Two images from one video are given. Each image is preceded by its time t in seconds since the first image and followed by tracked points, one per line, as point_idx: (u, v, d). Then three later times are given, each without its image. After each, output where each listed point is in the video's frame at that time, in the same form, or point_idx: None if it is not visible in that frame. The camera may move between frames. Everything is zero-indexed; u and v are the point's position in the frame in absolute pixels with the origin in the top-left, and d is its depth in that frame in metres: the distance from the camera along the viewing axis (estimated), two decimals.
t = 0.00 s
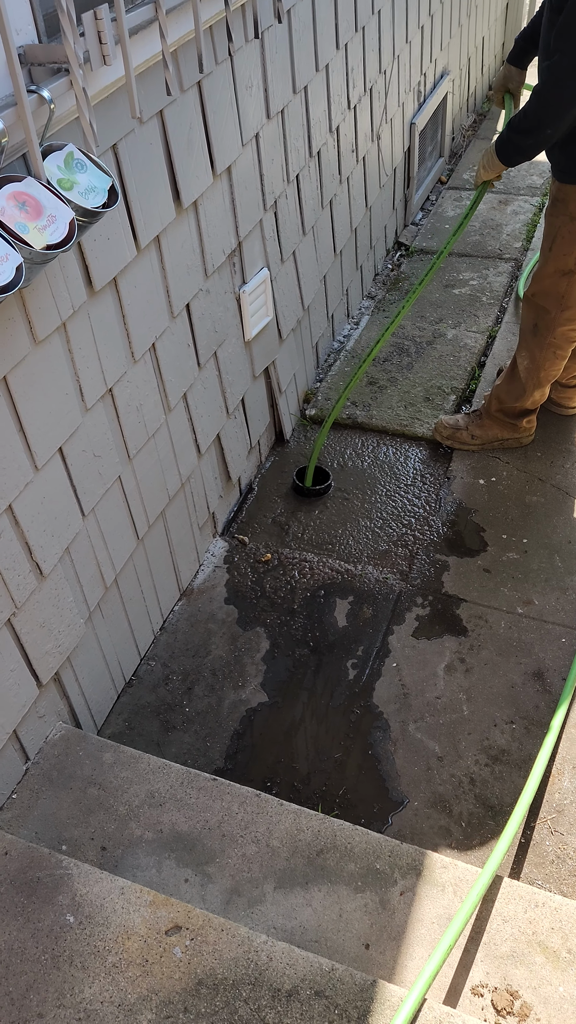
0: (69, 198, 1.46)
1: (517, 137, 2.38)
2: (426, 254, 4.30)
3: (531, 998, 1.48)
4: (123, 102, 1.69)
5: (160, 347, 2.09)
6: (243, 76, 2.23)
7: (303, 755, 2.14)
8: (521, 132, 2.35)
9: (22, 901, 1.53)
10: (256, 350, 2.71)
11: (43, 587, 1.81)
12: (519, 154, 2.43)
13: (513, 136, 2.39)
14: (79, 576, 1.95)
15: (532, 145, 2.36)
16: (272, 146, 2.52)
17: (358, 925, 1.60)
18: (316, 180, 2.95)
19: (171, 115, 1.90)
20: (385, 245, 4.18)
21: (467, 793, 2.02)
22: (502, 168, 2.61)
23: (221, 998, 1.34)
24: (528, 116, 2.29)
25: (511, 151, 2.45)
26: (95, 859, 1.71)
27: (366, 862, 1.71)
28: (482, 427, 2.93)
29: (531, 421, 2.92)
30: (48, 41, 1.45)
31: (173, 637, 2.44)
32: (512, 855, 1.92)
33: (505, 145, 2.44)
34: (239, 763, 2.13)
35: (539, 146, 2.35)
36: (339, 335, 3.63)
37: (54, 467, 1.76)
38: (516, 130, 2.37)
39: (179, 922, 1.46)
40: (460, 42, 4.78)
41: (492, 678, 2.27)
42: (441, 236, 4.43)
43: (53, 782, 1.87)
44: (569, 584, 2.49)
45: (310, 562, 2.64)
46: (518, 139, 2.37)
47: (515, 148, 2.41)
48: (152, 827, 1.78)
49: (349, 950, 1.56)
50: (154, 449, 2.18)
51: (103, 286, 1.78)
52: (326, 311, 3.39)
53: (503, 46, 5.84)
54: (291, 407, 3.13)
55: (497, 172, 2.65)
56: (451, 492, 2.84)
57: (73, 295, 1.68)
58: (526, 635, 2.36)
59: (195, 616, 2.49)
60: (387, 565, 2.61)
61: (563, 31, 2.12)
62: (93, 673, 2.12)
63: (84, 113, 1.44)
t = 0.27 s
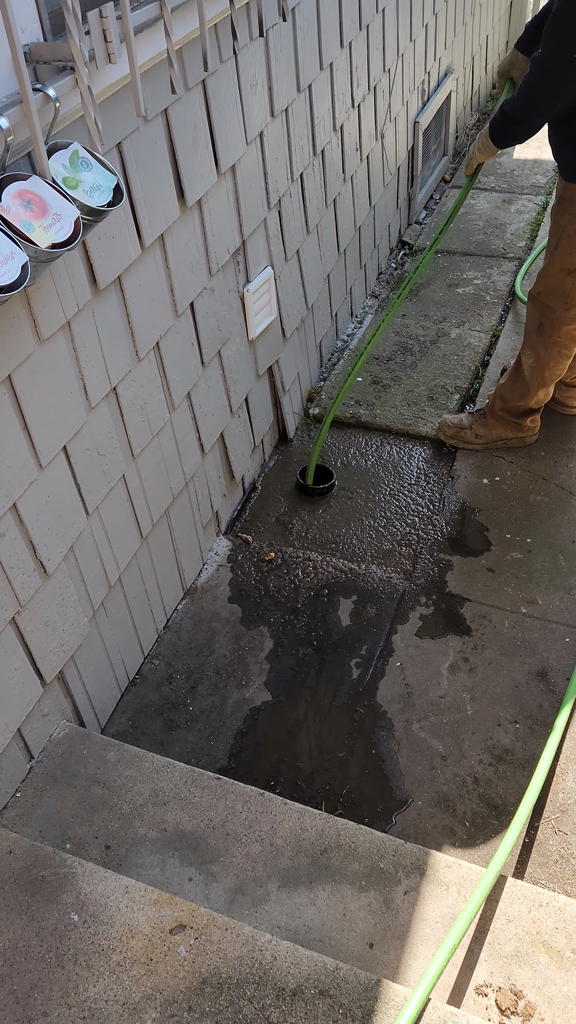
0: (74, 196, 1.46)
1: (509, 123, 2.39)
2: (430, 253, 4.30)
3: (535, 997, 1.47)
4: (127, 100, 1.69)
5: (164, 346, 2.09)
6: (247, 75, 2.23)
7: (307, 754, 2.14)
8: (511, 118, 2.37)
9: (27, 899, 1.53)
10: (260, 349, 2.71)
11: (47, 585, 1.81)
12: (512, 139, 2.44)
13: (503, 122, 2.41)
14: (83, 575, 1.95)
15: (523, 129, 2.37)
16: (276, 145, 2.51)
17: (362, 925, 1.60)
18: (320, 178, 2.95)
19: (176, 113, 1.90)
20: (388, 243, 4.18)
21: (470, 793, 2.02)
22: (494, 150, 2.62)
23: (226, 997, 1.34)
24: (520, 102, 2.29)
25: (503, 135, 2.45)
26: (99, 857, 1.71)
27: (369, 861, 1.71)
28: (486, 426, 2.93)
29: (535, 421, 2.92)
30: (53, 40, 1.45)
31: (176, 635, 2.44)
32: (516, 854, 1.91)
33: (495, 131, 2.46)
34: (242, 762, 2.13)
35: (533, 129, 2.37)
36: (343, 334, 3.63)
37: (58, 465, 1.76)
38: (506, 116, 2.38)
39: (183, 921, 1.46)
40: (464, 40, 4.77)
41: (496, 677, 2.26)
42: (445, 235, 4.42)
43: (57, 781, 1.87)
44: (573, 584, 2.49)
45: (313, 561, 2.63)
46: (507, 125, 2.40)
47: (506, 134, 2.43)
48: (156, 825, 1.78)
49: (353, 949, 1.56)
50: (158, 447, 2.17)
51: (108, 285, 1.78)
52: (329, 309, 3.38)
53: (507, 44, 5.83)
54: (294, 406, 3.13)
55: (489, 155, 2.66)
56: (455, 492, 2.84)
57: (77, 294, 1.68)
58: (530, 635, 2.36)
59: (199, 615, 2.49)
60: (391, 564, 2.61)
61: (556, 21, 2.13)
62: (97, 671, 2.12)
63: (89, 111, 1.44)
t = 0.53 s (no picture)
0: (75, 195, 1.45)
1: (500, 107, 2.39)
2: (431, 251, 4.29)
3: (536, 997, 1.47)
4: (128, 99, 1.69)
5: (165, 344, 2.09)
6: (248, 73, 2.22)
7: (308, 753, 2.14)
8: (503, 103, 2.37)
9: (28, 898, 1.53)
10: (260, 347, 2.70)
11: (48, 584, 1.81)
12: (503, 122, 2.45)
13: (496, 104, 2.41)
14: (84, 573, 1.94)
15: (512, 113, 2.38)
16: (277, 142, 2.51)
17: (363, 924, 1.60)
18: (321, 176, 2.94)
19: (176, 111, 1.90)
20: (389, 241, 4.17)
21: (471, 792, 2.02)
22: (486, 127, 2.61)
23: (227, 996, 1.34)
24: (511, 87, 2.30)
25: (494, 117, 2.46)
26: (100, 856, 1.71)
27: (370, 860, 1.71)
28: (487, 424, 2.92)
29: (536, 418, 2.91)
30: (54, 37, 1.45)
31: (177, 634, 2.44)
32: (517, 853, 1.91)
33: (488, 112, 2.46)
34: (243, 761, 2.13)
35: (523, 114, 2.37)
36: (343, 332, 3.63)
37: (59, 464, 1.75)
38: (499, 100, 2.38)
39: (184, 920, 1.46)
40: (465, 37, 4.76)
41: (497, 676, 2.26)
42: (446, 233, 4.42)
43: (58, 780, 1.87)
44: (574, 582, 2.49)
45: (314, 560, 2.63)
46: (499, 109, 2.40)
47: (498, 116, 2.43)
48: (157, 824, 1.78)
49: (354, 949, 1.57)
50: (159, 446, 2.17)
51: (108, 283, 1.78)
52: (330, 307, 3.38)
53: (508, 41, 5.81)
54: (295, 404, 3.12)
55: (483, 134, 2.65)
56: (456, 490, 2.83)
57: (78, 292, 1.68)
58: (531, 634, 2.36)
59: (200, 613, 2.49)
60: (392, 563, 2.60)
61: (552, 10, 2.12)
62: (98, 670, 2.12)
63: (90, 110, 1.44)
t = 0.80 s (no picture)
0: (70, 189, 1.44)
1: (512, 138, 2.36)
2: (426, 246, 4.28)
3: (535, 991, 1.48)
4: (124, 92, 1.67)
5: (161, 340, 2.08)
6: (244, 66, 2.21)
7: (306, 749, 2.13)
8: (516, 131, 2.34)
9: (26, 897, 1.53)
10: (257, 342, 2.69)
11: (45, 581, 1.80)
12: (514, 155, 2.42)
13: (506, 136, 2.38)
14: (81, 570, 1.94)
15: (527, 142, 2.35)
16: (273, 137, 2.50)
17: (362, 919, 1.60)
18: (317, 170, 2.93)
19: (172, 105, 1.88)
20: (385, 236, 4.16)
21: (470, 787, 2.02)
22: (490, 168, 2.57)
23: (227, 993, 1.34)
24: (522, 116, 2.28)
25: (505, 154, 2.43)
26: (98, 853, 1.71)
27: (369, 856, 1.71)
28: (484, 419, 2.92)
29: (533, 413, 2.91)
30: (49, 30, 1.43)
31: (175, 630, 2.43)
32: (515, 848, 1.91)
33: (496, 147, 2.43)
34: (241, 757, 2.13)
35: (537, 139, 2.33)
36: (340, 327, 3.62)
37: (56, 461, 1.74)
38: (509, 130, 2.36)
39: (183, 918, 1.46)
40: (461, 30, 4.74)
41: (495, 671, 2.26)
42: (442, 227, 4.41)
43: (56, 777, 1.86)
44: (571, 577, 2.49)
45: (312, 555, 2.63)
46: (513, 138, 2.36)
47: (510, 148, 2.40)
48: (155, 821, 1.78)
49: (353, 944, 1.57)
50: (155, 442, 2.16)
51: (104, 279, 1.77)
52: (327, 302, 3.37)
53: (503, 34, 5.79)
54: (291, 400, 3.12)
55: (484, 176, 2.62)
56: (453, 485, 2.83)
57: (74, 287, 1.67)
58: (528, 629, 2.36)
59: (197, 610, 2.48)
60: (389, 558, 2.60)
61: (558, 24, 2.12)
62: (95, 667, 2.11)
63: (86, 104, 1.43)
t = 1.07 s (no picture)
0: (57, 187, 1.42)
1: (478, 129, 2.35)
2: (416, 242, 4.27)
3: (529, 989, 1.49)
4: (111, 88, 1.66)
5: (150, 338, 2.06)
6: (232, 61, 2.19)
7: (299, 747, 2.13)
8: (478, 121, 2.33)
9: (18, 900, 1.52)
10: (247, 339, 2.68)
11: (35, 582, 1.79)
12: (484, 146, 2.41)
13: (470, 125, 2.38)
14: (71, 570, 1.92)
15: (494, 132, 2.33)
16: (261, 132, 2.48)
17: (356, 919, 1.60)
18: (306, 166, 2.92)
19: (160, 101, 1.87)
20: (375, 231, 4.15)
21: (463, 784, 2.02)
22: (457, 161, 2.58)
23: (220, 995, 1.34)
24: (484, 107, 2.27)
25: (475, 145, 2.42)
26: (91, 855, 1.71)
27: (363, 855, 1.71)
28: (475, 415, 2.91)
29: (524, 409, 2.90)
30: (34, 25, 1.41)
31: (166, 629, 2.42)
32: (508, 845, 1.92)
33: (461, 138, 2.44)
34: (234, 757, 2.12)
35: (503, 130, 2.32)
36: (330, 323, 3.61)
37: (45, 461, 1.73)
38: (472, 119, 2.35)
39: (176, 919, 1.46)
40: (450, 24, 4.73)
41: (487, 667, 2.26)
42: (432, 223, 4.40)
43: (48, 779, 1.85)
44: (563, 573, 2.49)
45: (303, 553, 2.62)
46: (477, 129, 2.36)
47: (475, 138, 2.39)
48: (148, 822, 1.77)
49: (347, 944, 1.57)
50: (145, 440, 2.15)
51: (93, 277, 1.75)
52: (317, 298, 3.36)
53: (492, 28, 5.78)
54: (282, 397, 3.10)
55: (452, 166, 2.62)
56: (444, 482, 2.83)
57: (62, 286, 1.65)
58: (520, 625, 2.36)
59: (188, 608, 2.47)
60: (381, 555, 2.60)
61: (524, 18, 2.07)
62: (86, 667, 2.10)
63: (72, 101, 1.42)
